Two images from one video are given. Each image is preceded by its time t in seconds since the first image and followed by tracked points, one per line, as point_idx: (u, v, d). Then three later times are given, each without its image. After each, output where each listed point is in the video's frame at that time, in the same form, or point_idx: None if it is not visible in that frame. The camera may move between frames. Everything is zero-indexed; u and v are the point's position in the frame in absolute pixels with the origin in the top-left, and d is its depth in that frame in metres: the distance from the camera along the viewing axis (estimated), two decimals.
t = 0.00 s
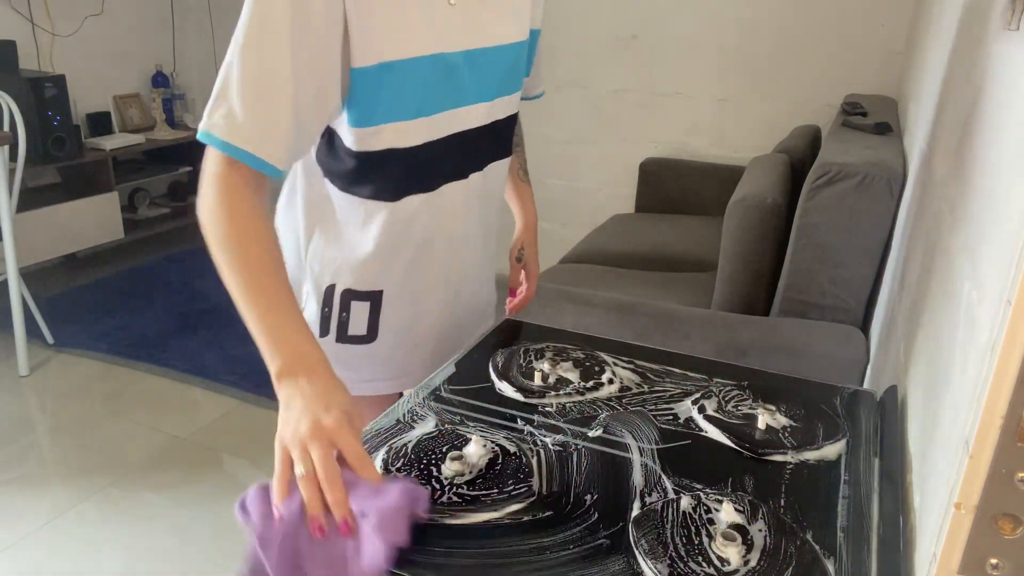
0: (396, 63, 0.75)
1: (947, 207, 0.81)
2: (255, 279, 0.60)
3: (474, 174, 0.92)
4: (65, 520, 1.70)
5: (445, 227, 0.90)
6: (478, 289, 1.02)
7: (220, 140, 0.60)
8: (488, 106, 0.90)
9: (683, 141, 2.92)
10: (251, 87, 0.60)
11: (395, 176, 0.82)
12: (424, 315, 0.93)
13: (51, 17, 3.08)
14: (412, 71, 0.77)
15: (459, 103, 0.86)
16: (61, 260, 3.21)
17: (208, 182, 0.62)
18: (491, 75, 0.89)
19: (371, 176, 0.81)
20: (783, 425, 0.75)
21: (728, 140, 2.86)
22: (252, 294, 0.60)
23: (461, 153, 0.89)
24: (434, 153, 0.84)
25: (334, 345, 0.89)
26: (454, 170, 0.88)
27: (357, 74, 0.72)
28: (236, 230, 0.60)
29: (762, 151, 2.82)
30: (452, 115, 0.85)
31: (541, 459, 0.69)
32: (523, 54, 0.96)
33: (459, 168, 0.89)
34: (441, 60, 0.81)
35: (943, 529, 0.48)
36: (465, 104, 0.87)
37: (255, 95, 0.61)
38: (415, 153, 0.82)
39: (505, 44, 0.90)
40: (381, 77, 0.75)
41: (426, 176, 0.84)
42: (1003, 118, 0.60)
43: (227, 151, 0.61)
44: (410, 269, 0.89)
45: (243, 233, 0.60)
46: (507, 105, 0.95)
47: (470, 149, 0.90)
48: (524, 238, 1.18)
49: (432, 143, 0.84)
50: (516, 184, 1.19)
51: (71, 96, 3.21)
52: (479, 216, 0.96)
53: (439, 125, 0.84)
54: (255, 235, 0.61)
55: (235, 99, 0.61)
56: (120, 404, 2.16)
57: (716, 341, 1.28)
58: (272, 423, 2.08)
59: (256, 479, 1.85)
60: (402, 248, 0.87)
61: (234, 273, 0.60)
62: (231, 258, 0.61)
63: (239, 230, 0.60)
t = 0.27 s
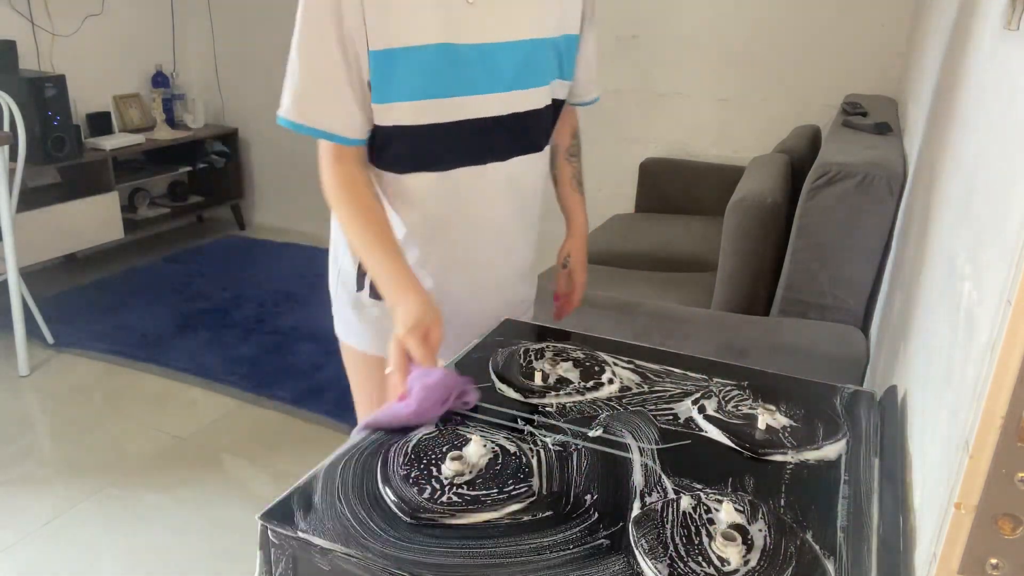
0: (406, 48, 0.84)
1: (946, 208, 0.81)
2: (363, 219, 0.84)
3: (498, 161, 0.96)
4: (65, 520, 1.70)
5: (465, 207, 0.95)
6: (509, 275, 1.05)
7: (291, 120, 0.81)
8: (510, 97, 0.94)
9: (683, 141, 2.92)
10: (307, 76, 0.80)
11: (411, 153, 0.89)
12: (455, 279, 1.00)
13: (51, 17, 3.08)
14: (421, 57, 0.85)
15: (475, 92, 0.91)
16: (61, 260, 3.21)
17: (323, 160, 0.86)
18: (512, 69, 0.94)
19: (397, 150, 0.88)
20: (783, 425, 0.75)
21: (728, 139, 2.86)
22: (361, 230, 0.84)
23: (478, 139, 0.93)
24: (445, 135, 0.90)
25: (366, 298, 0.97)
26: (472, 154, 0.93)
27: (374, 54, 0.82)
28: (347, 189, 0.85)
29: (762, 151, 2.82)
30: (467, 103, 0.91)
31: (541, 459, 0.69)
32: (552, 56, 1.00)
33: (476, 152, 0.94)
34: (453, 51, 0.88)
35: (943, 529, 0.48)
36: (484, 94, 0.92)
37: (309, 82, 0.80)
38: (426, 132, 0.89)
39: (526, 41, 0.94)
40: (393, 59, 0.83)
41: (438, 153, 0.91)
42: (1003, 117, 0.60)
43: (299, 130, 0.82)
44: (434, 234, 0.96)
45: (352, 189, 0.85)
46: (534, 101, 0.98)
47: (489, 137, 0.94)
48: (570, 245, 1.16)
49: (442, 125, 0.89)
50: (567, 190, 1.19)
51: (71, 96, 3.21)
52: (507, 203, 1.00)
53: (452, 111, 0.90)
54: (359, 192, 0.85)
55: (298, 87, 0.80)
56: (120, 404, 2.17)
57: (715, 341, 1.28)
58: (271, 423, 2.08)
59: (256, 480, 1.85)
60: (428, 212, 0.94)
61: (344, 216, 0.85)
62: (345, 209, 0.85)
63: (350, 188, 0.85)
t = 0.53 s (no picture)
0: (404, 48, 0.89)
1: (947, 208, 0.81)
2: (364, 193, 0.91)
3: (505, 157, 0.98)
4: (65, 520, 1.70)
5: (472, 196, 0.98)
6: (521, 277, 1.06)
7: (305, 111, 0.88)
8: (519, 94, 0.95)
9: (683, 141, 2.92)
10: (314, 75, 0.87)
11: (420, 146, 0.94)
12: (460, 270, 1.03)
13: (51, 17, 3.08)
14: (423, 57, 0.89)
15: (479, 89, 0.93)
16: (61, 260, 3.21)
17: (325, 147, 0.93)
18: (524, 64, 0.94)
19: (406, 141, 0.93)
20: (783, 425, 0.75)
21: (728, 140, 2.86)
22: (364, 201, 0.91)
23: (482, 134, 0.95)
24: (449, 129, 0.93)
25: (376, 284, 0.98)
26: (477, 149, 0.95)
27: (373, 54, 0.88)
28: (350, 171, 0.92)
29: (762, 151, 2.82)
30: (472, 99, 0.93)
31: (541, 459, 0.69)
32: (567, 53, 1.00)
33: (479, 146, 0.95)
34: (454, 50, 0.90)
35: (943, 528, 0.48)
36: (491, 91, 0.94)
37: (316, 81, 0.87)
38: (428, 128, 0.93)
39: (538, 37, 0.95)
40: (391, 60, 0.89)
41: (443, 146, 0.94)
42: (1003, 116, 0.60)
43: (312, 122, 0.89)
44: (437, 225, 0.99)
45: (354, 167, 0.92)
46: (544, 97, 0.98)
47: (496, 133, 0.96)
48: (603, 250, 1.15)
49: (447, 119, 0.92)
50: (599, 193, 1.18)
51: (71, 96, 3.21)
52: (518, 202, 1.01)
53: (455, 107, 0.92)
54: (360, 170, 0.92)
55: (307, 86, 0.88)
56: (120, 404, 2.17)
57: (715, 341, 1.28)
58: (271, 424, 2.08)
59: (256, 480, 1.85)
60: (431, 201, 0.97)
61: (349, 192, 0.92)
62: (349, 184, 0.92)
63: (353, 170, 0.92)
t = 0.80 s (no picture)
0: (405, 71, 0.87)
1: (946, 207, 0.81)
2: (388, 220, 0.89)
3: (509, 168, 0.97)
4: (64, 520, 1.70)
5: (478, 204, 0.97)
6: (524, 276, 1.06)
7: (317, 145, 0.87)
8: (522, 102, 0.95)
9: (683, 141, 2.92)
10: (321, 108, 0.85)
11: (427, 164, 0.92)
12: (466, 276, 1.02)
13: (52, 17, 3.08)
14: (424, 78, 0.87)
15: (482, 105, 0.92)
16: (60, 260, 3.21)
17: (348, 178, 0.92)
18: (523, 73, 0.94)
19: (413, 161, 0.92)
20: (783, 425, 0.76)
21: (728, 140, 2.86)
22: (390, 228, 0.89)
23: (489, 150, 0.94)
24: (455, 147, 0.92)
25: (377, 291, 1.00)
26: (484, 165, 0.94)
27: (376, 81, 0.85)
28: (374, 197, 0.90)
29: (762, 151, 2.82)
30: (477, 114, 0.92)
31: (541, 459, 0.69)
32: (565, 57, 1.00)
33: (486, 162, 0.94)
34: (455, 68, 0.89)
35: (943, 528, 0.48)
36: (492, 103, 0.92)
37: (326, 114, 0.85)
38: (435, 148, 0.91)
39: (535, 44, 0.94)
40: (393, 86, 0.86)
41: (449, 164, 0.93)
42: (1003, 116, 0.60)
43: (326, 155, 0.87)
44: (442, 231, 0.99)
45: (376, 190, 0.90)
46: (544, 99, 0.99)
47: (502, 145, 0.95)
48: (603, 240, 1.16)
49: (453, 139, 0.91)
50: (600, 182, 1.18)
51: (71, 96, 3.21)
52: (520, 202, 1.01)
53: (461, 123, 0.91)
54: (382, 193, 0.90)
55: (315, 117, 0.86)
56: (120, 404, 2.16)
57: (715, 341, 1.28)
58: (271, 424, 2.08)
59: (256, 480, 1.85)
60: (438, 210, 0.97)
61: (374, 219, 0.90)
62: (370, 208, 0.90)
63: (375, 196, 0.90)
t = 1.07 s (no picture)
0: (396, 91, 0.85)
1: (946, 208, 0.81)
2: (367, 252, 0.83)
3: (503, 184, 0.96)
4: (64, 520, 1.70)
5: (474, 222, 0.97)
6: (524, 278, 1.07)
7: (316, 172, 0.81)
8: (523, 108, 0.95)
9: (683, 141, 2.92)
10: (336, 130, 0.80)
11: (418, 185, 0.91)
12: (461, 289, 1.02)
13: (51, 17, 3.08)
14: (414, 98, 0.86)
15: (474, 120, 0.92)
16: (60, 260, 3.21)
17: (330, 201, 0.84)
18: (514, 86, 0.94)
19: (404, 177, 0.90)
20: (783, 425, 0.76)
21: (728, 140, 2.86)
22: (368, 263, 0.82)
23: (482, 164, 0.94)
24: (447, 165, 0.92)
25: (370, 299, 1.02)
26: (480, 181, 0.94)
27: (371, 102, 0.82)
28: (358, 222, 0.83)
29: (762, 151, 2.83)
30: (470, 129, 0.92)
31: (541, 459, 0.69)
32: (557, 64, 0.99)
33: (479, 179, 0.94)
34: (446, 85, 0.88)
35: (943, 528, 0.48)
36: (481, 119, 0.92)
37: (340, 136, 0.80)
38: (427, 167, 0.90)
39: (527, 54, 0.94)
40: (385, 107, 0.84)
41: (443, 182, 0.92)
42: (1003, 116, 0.60)
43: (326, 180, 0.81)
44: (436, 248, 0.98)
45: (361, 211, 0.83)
46: (546, 101, 0.99)
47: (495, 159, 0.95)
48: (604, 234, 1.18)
49: (444, 156, 0.91)
50: (602, 177, 1.19)
51: (71, 96, 3.21)
52: (518, 213, 1.00)
53: (462, 131, 0.91)
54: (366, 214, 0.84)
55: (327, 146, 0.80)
56: (120, 404, 2.17)
57: (715, 341, 1.28)
58: (271, 424, 2.08)
59: (257, 480, 1.85)
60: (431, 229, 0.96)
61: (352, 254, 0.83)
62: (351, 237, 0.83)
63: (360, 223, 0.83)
